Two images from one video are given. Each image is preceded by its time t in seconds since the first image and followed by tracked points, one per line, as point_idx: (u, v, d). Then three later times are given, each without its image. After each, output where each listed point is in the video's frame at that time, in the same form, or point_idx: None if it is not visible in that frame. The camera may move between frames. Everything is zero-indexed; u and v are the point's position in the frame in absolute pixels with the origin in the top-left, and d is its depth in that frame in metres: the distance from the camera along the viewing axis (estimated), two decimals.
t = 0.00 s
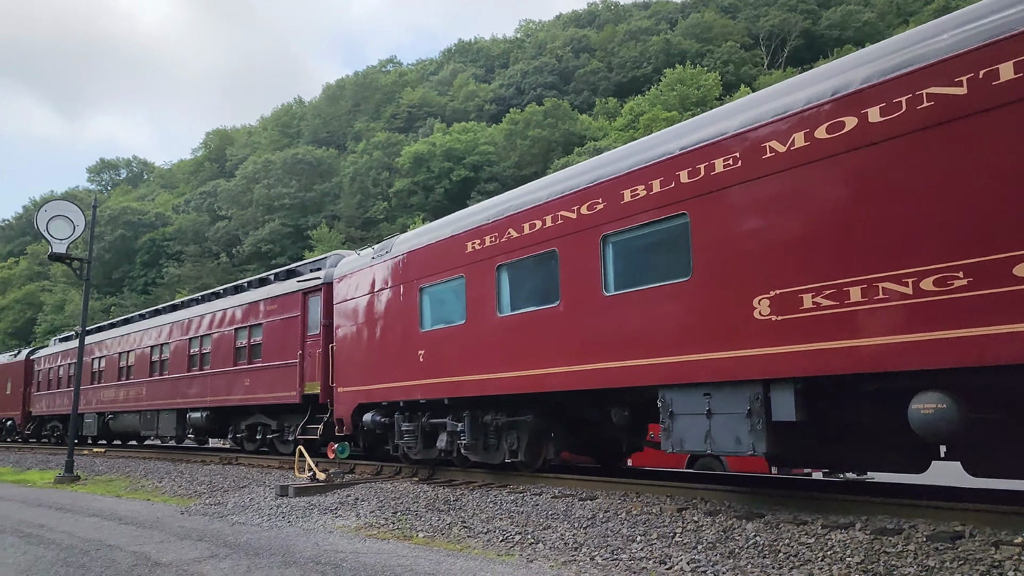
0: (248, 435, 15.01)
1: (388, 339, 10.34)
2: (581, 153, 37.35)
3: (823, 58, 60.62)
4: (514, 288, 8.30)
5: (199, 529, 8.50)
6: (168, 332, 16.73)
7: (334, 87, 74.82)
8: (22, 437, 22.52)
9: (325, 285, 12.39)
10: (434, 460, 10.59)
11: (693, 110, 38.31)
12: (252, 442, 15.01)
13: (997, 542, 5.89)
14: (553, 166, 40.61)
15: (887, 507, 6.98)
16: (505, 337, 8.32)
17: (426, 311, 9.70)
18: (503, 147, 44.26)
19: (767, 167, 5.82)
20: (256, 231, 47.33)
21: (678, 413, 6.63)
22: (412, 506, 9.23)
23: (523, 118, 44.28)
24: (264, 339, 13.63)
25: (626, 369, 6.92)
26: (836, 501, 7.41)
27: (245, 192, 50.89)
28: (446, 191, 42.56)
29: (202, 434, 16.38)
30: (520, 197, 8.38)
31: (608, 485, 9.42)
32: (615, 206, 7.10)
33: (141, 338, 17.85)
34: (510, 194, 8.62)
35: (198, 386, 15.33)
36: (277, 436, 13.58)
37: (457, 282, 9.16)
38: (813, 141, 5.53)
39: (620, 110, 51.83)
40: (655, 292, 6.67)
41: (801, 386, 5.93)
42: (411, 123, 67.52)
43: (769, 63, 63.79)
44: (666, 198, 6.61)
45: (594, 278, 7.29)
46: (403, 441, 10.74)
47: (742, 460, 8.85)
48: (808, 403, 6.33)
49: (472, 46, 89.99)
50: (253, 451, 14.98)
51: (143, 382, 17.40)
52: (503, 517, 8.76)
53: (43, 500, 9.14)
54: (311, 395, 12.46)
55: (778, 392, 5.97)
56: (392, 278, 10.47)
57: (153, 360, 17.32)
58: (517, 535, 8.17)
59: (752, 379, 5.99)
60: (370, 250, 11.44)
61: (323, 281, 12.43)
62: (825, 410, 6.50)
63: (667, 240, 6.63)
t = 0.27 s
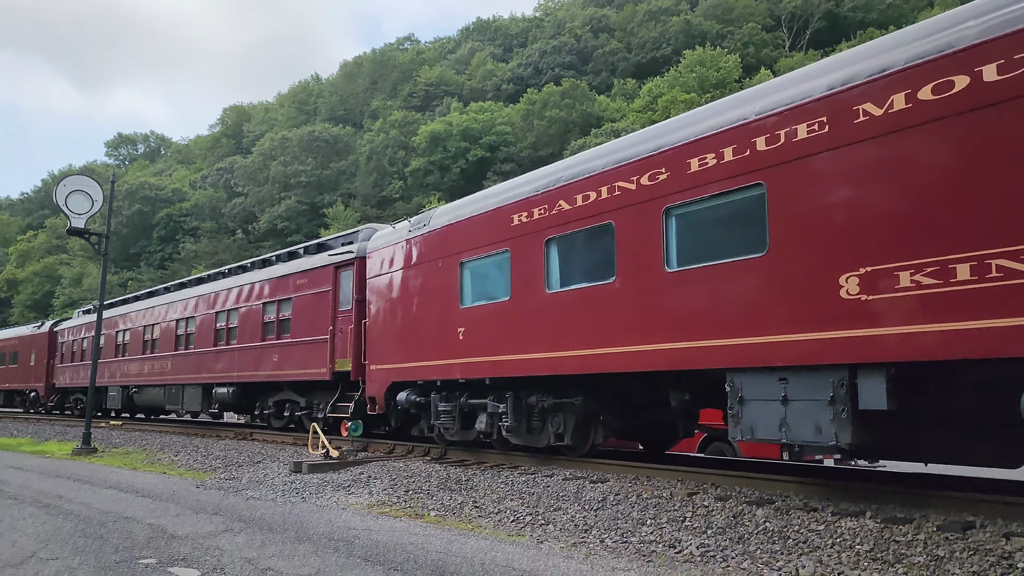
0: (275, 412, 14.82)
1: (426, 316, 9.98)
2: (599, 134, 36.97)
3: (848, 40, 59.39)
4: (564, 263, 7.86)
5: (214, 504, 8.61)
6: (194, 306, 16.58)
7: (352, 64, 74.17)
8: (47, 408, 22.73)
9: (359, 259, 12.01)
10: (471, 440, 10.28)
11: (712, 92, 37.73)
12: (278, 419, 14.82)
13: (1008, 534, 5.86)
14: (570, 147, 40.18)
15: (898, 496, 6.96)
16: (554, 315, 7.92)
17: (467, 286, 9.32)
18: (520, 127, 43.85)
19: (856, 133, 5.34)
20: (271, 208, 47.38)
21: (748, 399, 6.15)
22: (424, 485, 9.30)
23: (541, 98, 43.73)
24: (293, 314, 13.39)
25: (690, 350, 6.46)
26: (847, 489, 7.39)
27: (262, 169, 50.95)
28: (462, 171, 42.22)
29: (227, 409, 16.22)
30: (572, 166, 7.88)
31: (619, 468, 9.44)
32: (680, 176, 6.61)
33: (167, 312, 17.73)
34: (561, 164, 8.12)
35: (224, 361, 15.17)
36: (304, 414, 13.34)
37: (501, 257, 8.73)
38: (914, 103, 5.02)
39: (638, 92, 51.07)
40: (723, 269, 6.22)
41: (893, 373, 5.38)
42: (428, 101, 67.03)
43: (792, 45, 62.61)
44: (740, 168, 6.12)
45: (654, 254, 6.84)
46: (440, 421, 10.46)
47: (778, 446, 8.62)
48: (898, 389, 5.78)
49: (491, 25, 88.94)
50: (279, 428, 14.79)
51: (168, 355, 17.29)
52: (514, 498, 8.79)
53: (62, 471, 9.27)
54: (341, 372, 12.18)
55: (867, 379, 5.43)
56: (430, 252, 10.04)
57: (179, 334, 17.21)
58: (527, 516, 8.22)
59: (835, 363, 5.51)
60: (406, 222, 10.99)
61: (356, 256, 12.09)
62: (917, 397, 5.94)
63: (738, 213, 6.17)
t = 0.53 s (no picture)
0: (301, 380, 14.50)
1: (464, 285, 9.52)
2: (614, 107, 36.60)
3: (870, 14, 58.16)
4: (618, 231, 7.33)
5: (227, 470, 8.72)
6: (218, 272, 16.23)
7: (366, 32, 73.14)
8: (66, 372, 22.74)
9: (391, 225, 11.51)
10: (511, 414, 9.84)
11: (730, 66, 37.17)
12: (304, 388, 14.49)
13: (1015, 515, 5.87)
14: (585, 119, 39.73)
15: (906, 476, 6.97)
16: (605, 286, 7.43)
17: (509, 254, 8.84)
18: (535, 99, 43.43)
19: (966, 88, 4.75)
20: (285, 176, 47.39)
21: (829, 377, 5.61)
22: (434, 456, 9.38)
23: (556, 70, 43.28)
24: (320, 281, 12.99)
25: (758, 324, 5.93)
26: (855, 467, 7.41)
27: (275, 137, 50.86)
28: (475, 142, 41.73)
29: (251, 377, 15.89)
30: (629, 126, 7.31)
31: (628, 443, 9.47)
32: (756, 135, 6.02)
33: (189, 277, 17.42)
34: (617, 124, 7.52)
35: (249, 329, 14.82)
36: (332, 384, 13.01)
37: (548, 224, 8.22)
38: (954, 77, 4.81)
39: (655, 65, 50.31)
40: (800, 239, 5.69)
41: (1004, 351, 4.79)
42: (443, 72, 65.58)
43: (812, 18, 61.39)
44: (823, 126, 5.54)
45: (719, 221, 6.31)
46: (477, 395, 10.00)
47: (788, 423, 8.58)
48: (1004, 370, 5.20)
49: None
50: (305, 397, 14.49)
51: (191, 321, 16.99)
52: (523, 470, 8.86)
53: (78, 435, 9.39)
54: (371, 342, 11.79)
55: (974, 358, 4.83)
56: (469, 217, 9.53)
57: (201, 300, 16.89)
58: (536, 488, 8.28)
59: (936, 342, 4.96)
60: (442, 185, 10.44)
61: (387, 222, 11.62)
62: None
63: (820, 177, 5.62)
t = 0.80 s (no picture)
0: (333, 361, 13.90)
1: (508, 264, 8.96)
2: (634, 86, 36.21)
3: None
4: (686, 204, 6.71)
5: (249, 448, 8.82)
6: (247, 250, 15.68)
7: (384, 11, 72.15)
8: (96, 350, 22.77)
9: (430, 201, 10.93)
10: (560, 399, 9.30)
11: (751, 44, 36.51)
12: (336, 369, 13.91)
13: None
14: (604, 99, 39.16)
15: (928, 461, 6.91)
16: (669, 264, 6.82)
17: (559, 230, 8.24)
18: (553, 78, 42.94)
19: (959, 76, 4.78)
20: (304, 156, 47.61)
21: (931, 364, 4.99)
22: (453, 436, 9.43)
23: (575, 49, 42.89)
24: (354, 260, 12.41)
25: (840, 305, 5.40)
26: (877, 452, 7.37)
27: (293, 117, 51.16)
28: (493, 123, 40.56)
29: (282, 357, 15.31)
30: (698, 90, 6.66)
31: (647, 425, 9.45)
32: (847, 98, 5.41)
33: (217, 256, 16.91)
34: (685, 88, 6.86)
35: (279, 309, 14.24)
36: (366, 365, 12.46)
37: (604, 197, 7.59)
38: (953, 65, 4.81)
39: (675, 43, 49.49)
40: (903, 210, 5.05)
41: None
42: (460, 51, 64.67)
43: None
44: (929, 86, 4.93)
45: (804, 191, 5.70)
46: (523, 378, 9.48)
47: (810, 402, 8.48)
48: None
49: None
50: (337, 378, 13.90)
51: (219, 301, 16.49)
52: (541, 452, 8.89)
53: (103, 413, 9.51)
54: (409, 323, 11.23)
55: None
56: (514, 193, 8.94)
57: (230, 280, 16.37)
58: (555, 470, 8.31)
59: None
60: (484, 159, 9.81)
61: (425, 198, 11.00)
62: None
63: (916, 145, 5.04)
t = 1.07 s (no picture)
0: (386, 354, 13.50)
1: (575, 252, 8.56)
2: (669, 74, 35.67)
3: None
4: (778, 184, 6.21)
5: (292, 440, 8.89)
6: (297, 242, 15.34)
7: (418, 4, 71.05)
8: (146, 344, 22.77)
9: (488, 188, 10.48)
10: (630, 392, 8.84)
11: (791, 29, 35.43)
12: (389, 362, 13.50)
13: None
14: (640, 87, 38.28)
15: (982, 454, 6.71)
16: (758, 249, 6.35)
17: (632, 216, 7.80)
18: (587, 68, 41.67)
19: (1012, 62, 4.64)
20: (339, 150, 47.99)
21: None
22: (493, 429, 9.42)
23: (609, 38, 41.73)
24: (407, 250, 12.00)
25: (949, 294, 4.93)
26: (926, 445, 7.18)
27: (330, 111, 51.88)
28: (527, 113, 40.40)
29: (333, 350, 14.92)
30: (790, 62, 6.16)
31: (688, 418, 9.33)
32: (968, 63, 4.85)
33: (266, 248, 16.62)
34: (771, 62, 6.37)
35: (329, 301, 13.95)
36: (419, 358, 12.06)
37: (682, 180, 7.14)
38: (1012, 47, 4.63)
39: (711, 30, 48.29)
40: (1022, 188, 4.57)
41: None
42: (494, 43, 60.99)
43: None
44: None
45: (915, 164, 5.16)
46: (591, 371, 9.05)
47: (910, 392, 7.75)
48: None
49: None
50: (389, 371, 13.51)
51: (269, 294, 16.19)
52: (582, 445, 8.84)
53: (148, 405, 9.68)
54: (466, 315, 10.81)
55: None
56: (580, 178, 8.51)
57: (280, 272, 16.05)
58: (596, 462, 8.25)
59: None
60: (547, 142, 9.33)
61: (483, 184, 10.52)
62: None
63: None
